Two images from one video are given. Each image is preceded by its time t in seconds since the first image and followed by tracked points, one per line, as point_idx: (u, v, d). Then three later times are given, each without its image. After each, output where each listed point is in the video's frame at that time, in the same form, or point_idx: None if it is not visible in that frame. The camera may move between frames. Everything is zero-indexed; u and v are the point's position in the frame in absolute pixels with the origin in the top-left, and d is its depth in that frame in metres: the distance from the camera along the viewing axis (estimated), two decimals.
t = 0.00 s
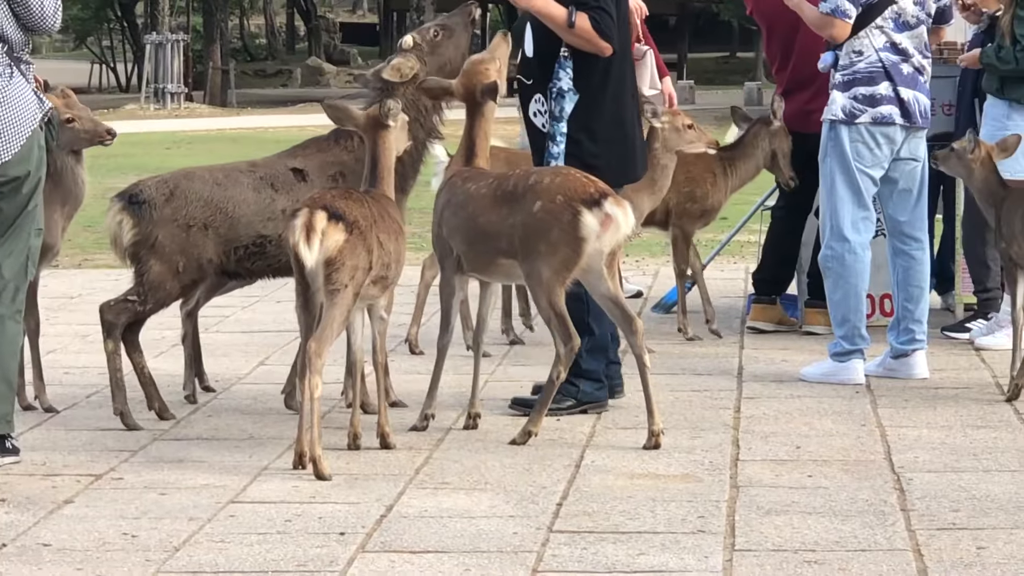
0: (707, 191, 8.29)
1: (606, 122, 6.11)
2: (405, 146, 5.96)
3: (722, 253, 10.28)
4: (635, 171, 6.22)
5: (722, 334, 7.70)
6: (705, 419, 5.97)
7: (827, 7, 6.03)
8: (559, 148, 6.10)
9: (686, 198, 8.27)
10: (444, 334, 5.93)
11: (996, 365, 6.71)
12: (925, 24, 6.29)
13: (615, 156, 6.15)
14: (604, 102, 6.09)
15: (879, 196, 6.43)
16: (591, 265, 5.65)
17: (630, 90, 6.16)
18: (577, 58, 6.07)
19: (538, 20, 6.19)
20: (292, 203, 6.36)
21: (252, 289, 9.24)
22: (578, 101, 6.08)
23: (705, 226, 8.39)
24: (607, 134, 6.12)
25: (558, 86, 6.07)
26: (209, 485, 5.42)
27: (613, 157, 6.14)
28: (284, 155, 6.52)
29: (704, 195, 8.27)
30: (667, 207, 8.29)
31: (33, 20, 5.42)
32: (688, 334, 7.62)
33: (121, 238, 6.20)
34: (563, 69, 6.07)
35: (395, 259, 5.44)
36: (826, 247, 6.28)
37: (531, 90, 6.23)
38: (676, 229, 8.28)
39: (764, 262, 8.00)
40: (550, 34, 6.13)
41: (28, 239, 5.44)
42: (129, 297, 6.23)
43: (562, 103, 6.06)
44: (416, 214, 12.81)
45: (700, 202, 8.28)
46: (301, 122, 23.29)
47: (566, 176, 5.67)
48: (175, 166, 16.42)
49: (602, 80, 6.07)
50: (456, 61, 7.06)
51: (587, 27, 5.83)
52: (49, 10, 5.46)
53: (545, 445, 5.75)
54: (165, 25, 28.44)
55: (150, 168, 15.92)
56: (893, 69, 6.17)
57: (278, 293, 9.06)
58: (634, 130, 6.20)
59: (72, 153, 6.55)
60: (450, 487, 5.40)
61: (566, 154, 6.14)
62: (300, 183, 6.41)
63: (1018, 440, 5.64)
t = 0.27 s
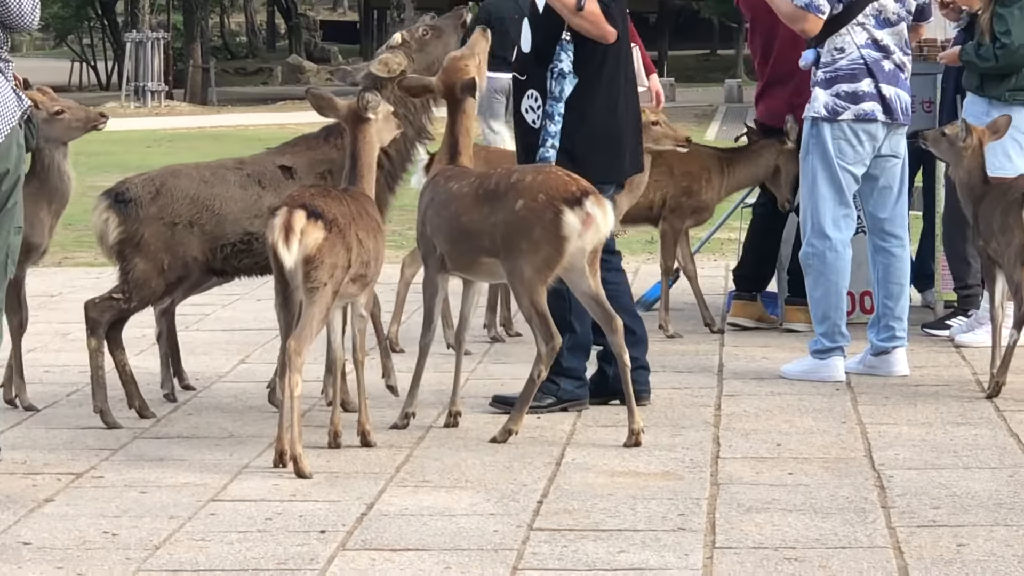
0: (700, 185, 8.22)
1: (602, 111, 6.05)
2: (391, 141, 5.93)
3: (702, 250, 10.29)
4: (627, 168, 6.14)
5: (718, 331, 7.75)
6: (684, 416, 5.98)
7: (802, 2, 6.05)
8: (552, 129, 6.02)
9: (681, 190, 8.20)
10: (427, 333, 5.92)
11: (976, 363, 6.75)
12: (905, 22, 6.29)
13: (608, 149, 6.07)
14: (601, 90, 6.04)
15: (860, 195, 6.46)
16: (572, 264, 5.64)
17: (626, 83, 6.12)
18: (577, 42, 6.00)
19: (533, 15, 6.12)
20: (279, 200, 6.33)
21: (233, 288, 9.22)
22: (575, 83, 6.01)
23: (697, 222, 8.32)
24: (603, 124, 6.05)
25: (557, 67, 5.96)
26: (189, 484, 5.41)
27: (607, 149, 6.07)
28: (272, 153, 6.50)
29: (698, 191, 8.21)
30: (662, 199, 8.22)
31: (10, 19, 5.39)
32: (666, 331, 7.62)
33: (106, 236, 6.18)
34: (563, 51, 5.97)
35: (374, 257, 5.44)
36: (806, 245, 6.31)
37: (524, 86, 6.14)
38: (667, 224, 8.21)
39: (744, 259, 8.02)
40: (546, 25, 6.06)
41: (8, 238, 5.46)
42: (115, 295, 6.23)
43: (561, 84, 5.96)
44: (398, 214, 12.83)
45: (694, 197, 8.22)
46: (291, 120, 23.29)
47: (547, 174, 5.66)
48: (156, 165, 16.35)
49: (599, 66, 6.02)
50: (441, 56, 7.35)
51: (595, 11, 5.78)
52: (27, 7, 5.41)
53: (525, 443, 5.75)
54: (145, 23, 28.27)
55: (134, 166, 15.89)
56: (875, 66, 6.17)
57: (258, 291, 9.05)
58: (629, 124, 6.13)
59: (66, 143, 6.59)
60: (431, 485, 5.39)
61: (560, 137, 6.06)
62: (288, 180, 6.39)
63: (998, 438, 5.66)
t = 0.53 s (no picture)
0: (692, 188, 8.15)
1: (613, 107, 6.05)
2: (380, 143, 5.93)
3: (686, 253, 10.32)
4: (631, 164, 6.15)
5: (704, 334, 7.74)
6: (668, 418, 5.99)
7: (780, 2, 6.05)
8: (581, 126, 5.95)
9: (672, 192, 8.13)
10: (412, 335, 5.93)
11: (960, 364, 6.76)
12: (889, 23, 6.30)
13: (616, 145, 6.07)
14: (612, 85, 6.04)
15: (845, 196, 6.46)
16: (559, 267, 5.61)
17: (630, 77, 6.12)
18: (588, 36, 5.95)
19: (534, 16, 6.04)
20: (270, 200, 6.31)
21: (219, 290, 9.23)
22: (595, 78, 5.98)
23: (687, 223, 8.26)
24: (612, 119, 6.05)
25: (574, 64, 5.92)
26: (173, 486, 5.41)
27: (617, 145, 6.08)
28: (266, 155, 6.48)
29: (690, 192, 8.14)
30: (653, 202, 8.13)
31: None
32: (650, 333, 7.62)
33: (96, 235, 6.15)
34: (578, 46, 5.92)
35: (357, 260, 5.43)
36: (790, 247, 6.33)
37: (528, 90, 6.06)
38: (657, 224, 8.12)
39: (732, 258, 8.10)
40: (550, 25, 5.98)
41: None
42: (105, 295, 6.18)
43: (582, 80, 5.92)
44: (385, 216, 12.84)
45: (685, 199, 8.15)
46: (284, 121, 23.29)
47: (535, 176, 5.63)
48: (142, 167, 16.32)
49: (610, 61, 6.01)
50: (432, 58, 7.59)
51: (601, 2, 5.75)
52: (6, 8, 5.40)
53: (509, 445, 5.76)
54: (127, 26, 28.07)
55: (122, 167, 15.87)
56: (858, 68, 6.19)
57: (243, 294, 9.05)
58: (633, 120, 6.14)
59: (78, 148, 6.64)
60: (414, 487, 5.39)
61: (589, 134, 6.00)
62: (280, 181, 6.37)
63: (981, 439, 5.67)
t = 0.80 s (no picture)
0: (675, 192, 8.11)
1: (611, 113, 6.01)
2: (366, 147, 5.92)
3: (671, 256, 10.33)
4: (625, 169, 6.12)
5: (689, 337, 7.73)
6: (654, 422, 5.99)
7: (766, 3, 6.05)
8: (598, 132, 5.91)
9: (655, 198, 8.07)
10: (398, 340, 5.92)
11: (946, 367, 6.77)
12: (875, 26, 6.30)
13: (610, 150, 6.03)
14: (611, 89, 6.00)
15: (832, 200, 6.46)
16: (545, 271, 5.60)
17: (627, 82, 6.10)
18: (587, 41, 5.93)
19: (528, 16, 6.00)
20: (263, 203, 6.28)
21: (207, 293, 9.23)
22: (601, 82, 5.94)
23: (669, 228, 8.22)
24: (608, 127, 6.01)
25: (580, 68, 5.89)
26: (158, 490, 5.41)
27: (613, 148, 6.04)
28: (261, 159, 6.46)
29: (672, 197, 8.09)
30: (634, 207, 8.08)
31: None
32: (636, 336, 7.62)
33: (87, 236, 6.09)
34: (579, 51, 5.89)
35: (343, 263, 5.42)
36: (778, 250, 6.32)
37: (523, 88, 6.06)
38: (639, 229, 8.10)
39: (724, 255, 8.11)
40: (544, 28, 5.96)
41: None
42: (94, 298, 6.11)
43: (588, 85, 5.87)
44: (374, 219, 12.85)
45: (668, 204, 8.10)
46: (278, 122, 23.28)
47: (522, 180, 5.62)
48: (133, 169, 16.31)
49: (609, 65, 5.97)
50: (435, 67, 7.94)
51: (592, 8, 5.72)
52: None
53: (495, 449, 5.76)
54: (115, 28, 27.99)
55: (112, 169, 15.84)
56: (846, 70, 6.20)
57: (230, 298, 9.04)
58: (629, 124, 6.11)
59: (101, 156, 6.64)
60: (400, 491, 5.39)
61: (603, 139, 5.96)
62: (274, 186, 6.36)
63: (968, 442, 5.67)
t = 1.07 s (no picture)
0: (659, 195, 8.15)
1: (600, 121, 5.94)
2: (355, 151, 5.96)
3: (662, 259, 10.34)
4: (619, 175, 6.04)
5: (679, 340, 7.73)
6: (644, 425, 6.00)
7: (757, 6, 6.07)
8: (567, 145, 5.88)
9: (639, 202, 8.11)
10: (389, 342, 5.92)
11: (937, 369, 6.78)
12: (865, 28, 6.30)
13: (600, 156, 5.95)
14: (600, 95, 5.94)
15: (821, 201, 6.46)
16: (536, 274, 5.59)
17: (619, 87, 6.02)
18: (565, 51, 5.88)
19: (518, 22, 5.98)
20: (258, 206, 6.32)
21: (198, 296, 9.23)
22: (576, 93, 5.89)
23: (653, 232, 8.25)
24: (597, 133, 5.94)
25: (552, 80, 5.87)
26: (148, 494, 5.41)
27: (608, 155, 5.97)
28: (255, 161, 6.49)
29: (657, 201, 8.14)
30: (620, 210, 8.10)
31: None
32: (626, 340, 7.61)
33: (82, 238, 6.07)
34: (553, 62, 5.87)
35: (333, 266, 5.42)
36: (768, 252, 6.32)
37: (514, 94, 6.01)
38: (625, 233, 8.10)
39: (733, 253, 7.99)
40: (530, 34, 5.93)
41: None
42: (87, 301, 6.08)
43: (559, 97, 5.86)
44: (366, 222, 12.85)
45: (653, 208, 8.14)
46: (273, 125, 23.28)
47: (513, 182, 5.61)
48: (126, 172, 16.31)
49: (595, 72, 5.90)
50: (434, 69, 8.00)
51: (567, 19, 5.69)
52: None
53: (485, 452, 5.76)
54: (104, 32, 27.93)
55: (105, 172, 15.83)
56: (836, 74, 6.20)
57: (222, 300, 9.04)
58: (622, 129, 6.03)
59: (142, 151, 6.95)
60: (390, 494, 5.39)
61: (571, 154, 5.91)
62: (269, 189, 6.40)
63: (958, 444, 5.68)
